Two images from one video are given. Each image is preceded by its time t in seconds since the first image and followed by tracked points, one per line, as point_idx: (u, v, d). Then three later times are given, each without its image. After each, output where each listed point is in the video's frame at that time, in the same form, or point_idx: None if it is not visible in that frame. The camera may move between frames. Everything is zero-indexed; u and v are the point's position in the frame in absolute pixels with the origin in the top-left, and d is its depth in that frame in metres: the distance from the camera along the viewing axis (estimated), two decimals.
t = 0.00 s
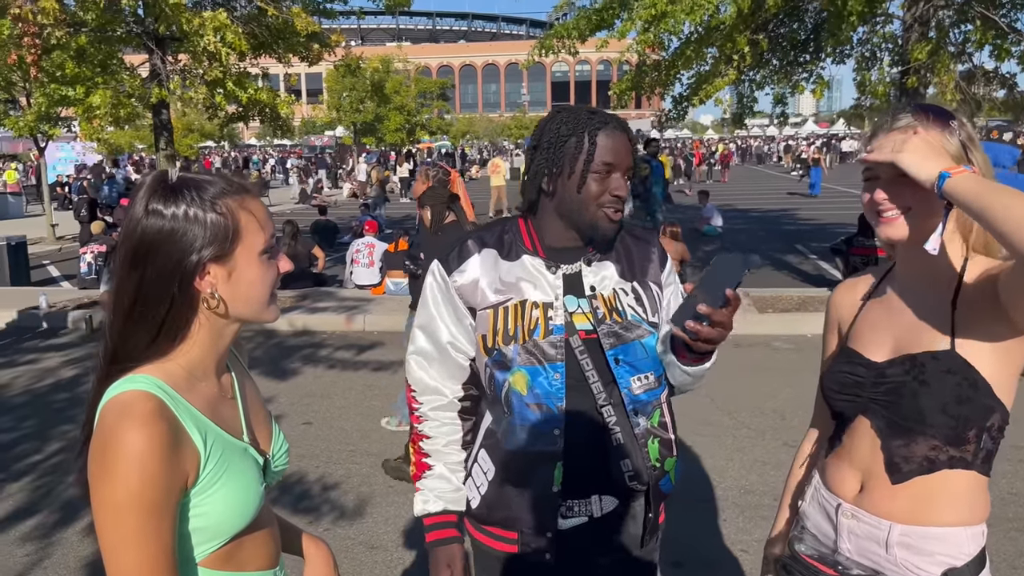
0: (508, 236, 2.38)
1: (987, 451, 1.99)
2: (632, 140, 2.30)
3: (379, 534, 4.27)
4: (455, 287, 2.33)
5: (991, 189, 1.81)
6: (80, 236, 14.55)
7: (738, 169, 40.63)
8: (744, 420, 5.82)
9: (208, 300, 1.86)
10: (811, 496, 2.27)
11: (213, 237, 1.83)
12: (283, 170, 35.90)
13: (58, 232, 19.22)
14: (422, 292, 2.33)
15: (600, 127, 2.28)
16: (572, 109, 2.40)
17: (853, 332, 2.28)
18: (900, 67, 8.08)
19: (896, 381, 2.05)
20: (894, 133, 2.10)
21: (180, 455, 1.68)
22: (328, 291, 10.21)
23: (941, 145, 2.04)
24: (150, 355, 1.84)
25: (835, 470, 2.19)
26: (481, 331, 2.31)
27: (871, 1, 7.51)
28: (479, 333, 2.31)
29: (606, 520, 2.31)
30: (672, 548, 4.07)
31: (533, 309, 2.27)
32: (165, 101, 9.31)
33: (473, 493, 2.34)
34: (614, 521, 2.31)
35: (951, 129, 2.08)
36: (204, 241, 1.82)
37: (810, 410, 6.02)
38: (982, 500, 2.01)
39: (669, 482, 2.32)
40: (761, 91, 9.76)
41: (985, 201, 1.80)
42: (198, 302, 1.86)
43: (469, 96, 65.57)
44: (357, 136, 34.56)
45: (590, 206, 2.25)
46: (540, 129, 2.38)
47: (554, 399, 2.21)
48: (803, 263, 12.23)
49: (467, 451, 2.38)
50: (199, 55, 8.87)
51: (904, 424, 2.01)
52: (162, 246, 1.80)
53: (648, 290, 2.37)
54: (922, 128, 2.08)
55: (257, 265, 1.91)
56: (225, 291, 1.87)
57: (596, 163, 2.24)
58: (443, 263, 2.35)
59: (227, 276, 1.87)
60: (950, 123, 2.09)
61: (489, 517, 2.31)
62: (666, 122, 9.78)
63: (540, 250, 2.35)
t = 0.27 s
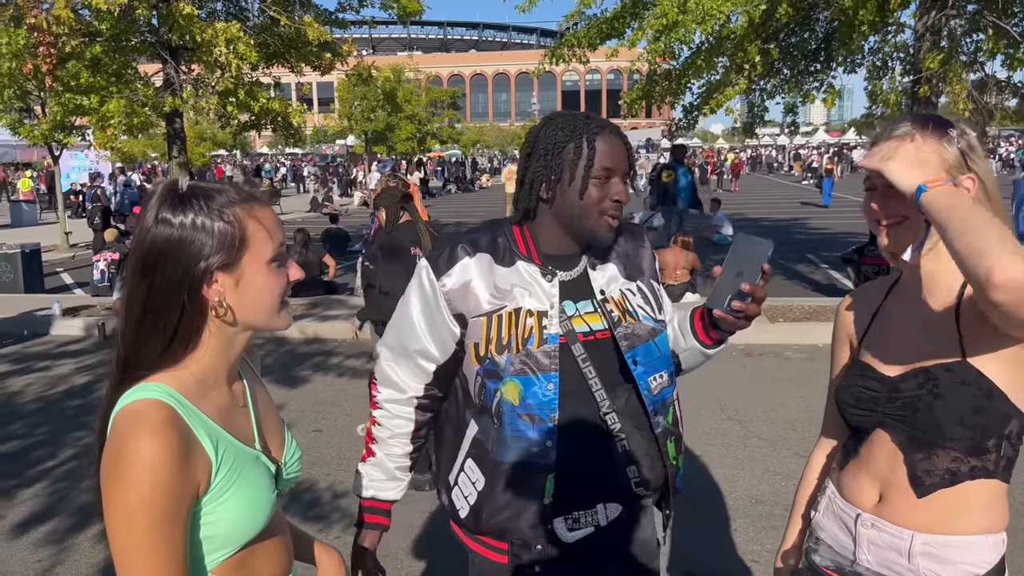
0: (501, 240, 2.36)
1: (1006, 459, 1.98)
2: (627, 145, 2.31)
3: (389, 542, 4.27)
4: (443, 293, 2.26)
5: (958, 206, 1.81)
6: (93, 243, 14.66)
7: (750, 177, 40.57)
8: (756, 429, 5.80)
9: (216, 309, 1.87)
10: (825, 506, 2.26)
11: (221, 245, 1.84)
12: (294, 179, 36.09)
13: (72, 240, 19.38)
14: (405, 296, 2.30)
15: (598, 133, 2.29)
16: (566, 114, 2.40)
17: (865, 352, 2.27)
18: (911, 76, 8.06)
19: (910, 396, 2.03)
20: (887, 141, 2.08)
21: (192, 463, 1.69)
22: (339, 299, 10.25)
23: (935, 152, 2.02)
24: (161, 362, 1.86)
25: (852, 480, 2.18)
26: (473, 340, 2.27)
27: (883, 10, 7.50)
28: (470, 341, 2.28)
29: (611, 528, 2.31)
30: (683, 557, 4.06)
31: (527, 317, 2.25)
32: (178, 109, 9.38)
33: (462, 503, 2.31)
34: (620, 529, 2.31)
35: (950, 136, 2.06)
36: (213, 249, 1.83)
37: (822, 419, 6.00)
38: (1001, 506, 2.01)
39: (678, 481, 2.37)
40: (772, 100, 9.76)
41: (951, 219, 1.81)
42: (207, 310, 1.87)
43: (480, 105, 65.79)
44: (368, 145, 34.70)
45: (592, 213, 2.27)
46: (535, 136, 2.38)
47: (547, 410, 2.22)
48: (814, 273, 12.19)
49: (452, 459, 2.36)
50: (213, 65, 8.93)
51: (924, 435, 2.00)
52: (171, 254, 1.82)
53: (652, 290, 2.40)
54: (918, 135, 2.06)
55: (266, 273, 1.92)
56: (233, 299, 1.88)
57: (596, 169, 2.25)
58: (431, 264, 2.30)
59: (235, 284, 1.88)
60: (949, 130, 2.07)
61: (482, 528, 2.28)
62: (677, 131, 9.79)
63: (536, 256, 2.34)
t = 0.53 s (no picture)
0: (490, 252, 2.38)
1: (999, 469, 2.00)
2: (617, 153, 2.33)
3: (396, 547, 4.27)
4: (435, 309, 2.26)
5: (909, 218, 1.95)
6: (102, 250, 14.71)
7: (757, 184, 40.52)
8: (762, 436, 5.79)
9: (221, 314, 1.89)
10: (825, 510, 2.32)
11: (225, 251, 1.86)
12: (302, 185, 36.19)
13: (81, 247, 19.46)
14: (397, 313, 2.28)
15: (589, 140, 2.30)
16: (555, 122, 2.41)
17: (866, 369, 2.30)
18: (918, 82, 8.06)
19: (899, 401, 2.09)
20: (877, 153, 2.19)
21: (198, 469, 1.70)
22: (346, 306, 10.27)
23: (917, 163, 2.10)
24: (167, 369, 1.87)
25: (849, 486, 2.23)
26: (464, 354, 2.28)
27: (889, 17, 7.51)
28: (461, 356, 2.28)
29: (602, 531, 2.29)
30: (690, 564, 4.05)
31: (518, 330, 2.26)
32: (187, 116, 9.42)
33: (449, 516, 2.30)
34: (610, 531, 2.29)
35: (938, 143, 2.12)
36: (217, 255, 1.85)
37: (828, 426, 5.99)
38: (997, 517, 2.03)
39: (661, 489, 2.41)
40: (779, 108, 9.77)
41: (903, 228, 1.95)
42: (212, 316, 1.89)
43: (486, 112, 65.92)
44: (375, 152, 34.78)
45: (583, 219, 2.27)
46: (525, 144, 2.39)
47: (538, 423, 2.22)
48: (821, 279, 12.16)
49: (439, 472, 2.34)
50: (221, 72, 8.98)
51: (908, 440, 2.06)
52: (176, 261, 1.84)
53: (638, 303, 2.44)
54: (903, 146, 2.14)
55: (272, 279, 1.93)
56: (237, 305, 1.90)
57: (587, 176, 2.26)
58: (421, 281, 2.28)
59: (240, 291, 1.89)
60: (936, 138, 2.12)
61: (471, 540, 2.25)
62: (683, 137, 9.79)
63: (524, 268, 2.35)
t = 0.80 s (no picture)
0: (483, 263, 2.37)
1: (981, 471, 2.03)
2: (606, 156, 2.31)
3: (400, 551, 4.26)
4: (437, 321, 2.29)
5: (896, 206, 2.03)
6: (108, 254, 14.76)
7: (763, 188, 40.44)
8: (768, 440, 5.77)
9: (235, 317, 1.89)
10: (816, 511, 2.38)
11: (240, 254, 1.86)
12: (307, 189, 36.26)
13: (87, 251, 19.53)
14: (404, 330, 2.29)
15: (578, 146, 2.28)
16: (544, 129, 2.40)
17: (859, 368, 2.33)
18: (924, 85, 8.04)
19: (884, 398, 2.16)
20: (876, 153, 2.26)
21: (209, 471, 1.70)
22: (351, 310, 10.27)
23: (909, 166, 2.15)
24: (181, 369, 1.88)
25: (839, 487, 2.29)
26: (462, 364, 2.29)
27: (895, 20, 7.49)
28: (460, 365, 2.29)
29: (591, 531, 2.25)
30: (695, 568, 4.04)
31: (513, 337, 2.27)
32: (193, 121, 9.44)
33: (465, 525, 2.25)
34: (600, 532, 2.25)
35: (933, 146, 2.15)
36: (231, 257, 1.85)
37: (835, 430, 5.96)
38: (981, 520, 2.04)
39: (652, 507, 2.31)
40: (785, 111, 9.76)
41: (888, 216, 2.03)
42: (227, 318, 1.89)
43: (491, 116, 66.00)
44: (380, 156, 34.84)
45: (574, 225, 2.24)
46: (514, 152, 2.36)
47: (541, 426, 2.21)
48: (828, 283, 12.13)
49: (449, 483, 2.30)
50: (227, 77, 9.00)
51: (890, 436, 2.12)
52: (190, 263, 1.84)
53: (624, 318, 2.35)
54: (899, 147, 2.20)
55: (286, 281, 1.92)
56: (252, 307, 1.90)
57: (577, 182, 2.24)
58: (421, 295, 2.31)
59: (253, 292, 1.89)
60: (932, 142, 2.15)
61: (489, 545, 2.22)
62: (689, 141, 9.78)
63: (515, 277, 2.33)
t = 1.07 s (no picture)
0: (486, 269, 2.38)
1: (970, 478, 2.02)
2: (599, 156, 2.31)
3: (405, 555, 4.27)
4: (437, 328, 2.28)
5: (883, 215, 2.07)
6: (114, 257, 14.80)
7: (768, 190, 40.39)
8: (773, 444, 5.76)
9: (289, 325, 1.89)
10: (809, 513, 2.38)
11: (296, 263, 1.86)
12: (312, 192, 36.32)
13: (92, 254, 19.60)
14: (405, 329, 2.31)
15: (569, 147, 2.29)
16: (536, 133, 2.41)
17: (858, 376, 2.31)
18: (930, 88, 8.02)
19: (878, 402, 2.15)
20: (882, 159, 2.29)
21: (245, 476, 1.70)
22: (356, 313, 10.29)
23: (912, 172, 2.19)
24: (231, 372, 1.90)
25: (833, 488, 2.29)
26: (467, 369, 2.29)
27: (900, 22, 7.48)
28: (464, 371, 2.29)
29: (603, 534, 2.24)
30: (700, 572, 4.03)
31: (517, 342, 2.26)
32: (199, 125, 9.46)
33: (470, 526, 2.28)
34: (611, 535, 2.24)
35: (937, 152, 2.16)
36: (287, 267, 1.85)
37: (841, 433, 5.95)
38: (969, 524, 2.03)
39: (659, 505, 2.33)
40: (790, 114, 9.76)
41: (877, 219, 2.07)
42: (281, 326, 1.90)
43: (496, 119, 66.06)
44: (385, 159, 34.89)
45: (570, 223, 2.24)
46: (509, 157, 2.37)
47: (545, 430, 2.20)
48: (833, 286, 12.11)
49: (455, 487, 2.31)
50: (233, 80, 9.02)
51: (881, 440, 2.12)
52: (248, 271, 1.86)
53: (631, 316, 2.36)
54: (903, 153, 2.22)
55: (339, 294, 1.91)
56: (305, 316, 1.89)
57: (570, 181, 2.24)
58: (424, 303, 2.31)
59: (307, 302, 1.89)
60: (938, 148, 2.17)
61: (494, 550, 2.23)
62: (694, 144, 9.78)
63: (519, 282, 2.34)
